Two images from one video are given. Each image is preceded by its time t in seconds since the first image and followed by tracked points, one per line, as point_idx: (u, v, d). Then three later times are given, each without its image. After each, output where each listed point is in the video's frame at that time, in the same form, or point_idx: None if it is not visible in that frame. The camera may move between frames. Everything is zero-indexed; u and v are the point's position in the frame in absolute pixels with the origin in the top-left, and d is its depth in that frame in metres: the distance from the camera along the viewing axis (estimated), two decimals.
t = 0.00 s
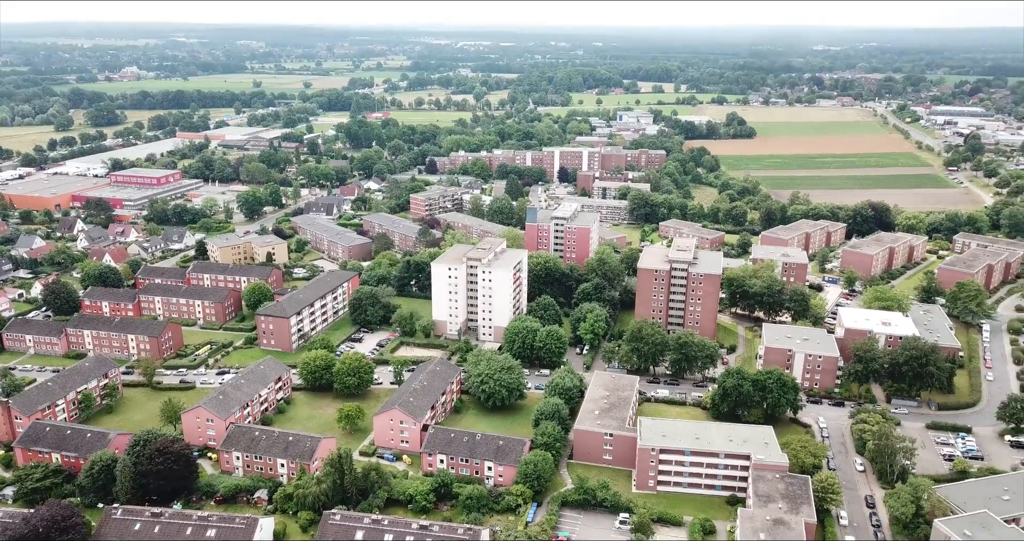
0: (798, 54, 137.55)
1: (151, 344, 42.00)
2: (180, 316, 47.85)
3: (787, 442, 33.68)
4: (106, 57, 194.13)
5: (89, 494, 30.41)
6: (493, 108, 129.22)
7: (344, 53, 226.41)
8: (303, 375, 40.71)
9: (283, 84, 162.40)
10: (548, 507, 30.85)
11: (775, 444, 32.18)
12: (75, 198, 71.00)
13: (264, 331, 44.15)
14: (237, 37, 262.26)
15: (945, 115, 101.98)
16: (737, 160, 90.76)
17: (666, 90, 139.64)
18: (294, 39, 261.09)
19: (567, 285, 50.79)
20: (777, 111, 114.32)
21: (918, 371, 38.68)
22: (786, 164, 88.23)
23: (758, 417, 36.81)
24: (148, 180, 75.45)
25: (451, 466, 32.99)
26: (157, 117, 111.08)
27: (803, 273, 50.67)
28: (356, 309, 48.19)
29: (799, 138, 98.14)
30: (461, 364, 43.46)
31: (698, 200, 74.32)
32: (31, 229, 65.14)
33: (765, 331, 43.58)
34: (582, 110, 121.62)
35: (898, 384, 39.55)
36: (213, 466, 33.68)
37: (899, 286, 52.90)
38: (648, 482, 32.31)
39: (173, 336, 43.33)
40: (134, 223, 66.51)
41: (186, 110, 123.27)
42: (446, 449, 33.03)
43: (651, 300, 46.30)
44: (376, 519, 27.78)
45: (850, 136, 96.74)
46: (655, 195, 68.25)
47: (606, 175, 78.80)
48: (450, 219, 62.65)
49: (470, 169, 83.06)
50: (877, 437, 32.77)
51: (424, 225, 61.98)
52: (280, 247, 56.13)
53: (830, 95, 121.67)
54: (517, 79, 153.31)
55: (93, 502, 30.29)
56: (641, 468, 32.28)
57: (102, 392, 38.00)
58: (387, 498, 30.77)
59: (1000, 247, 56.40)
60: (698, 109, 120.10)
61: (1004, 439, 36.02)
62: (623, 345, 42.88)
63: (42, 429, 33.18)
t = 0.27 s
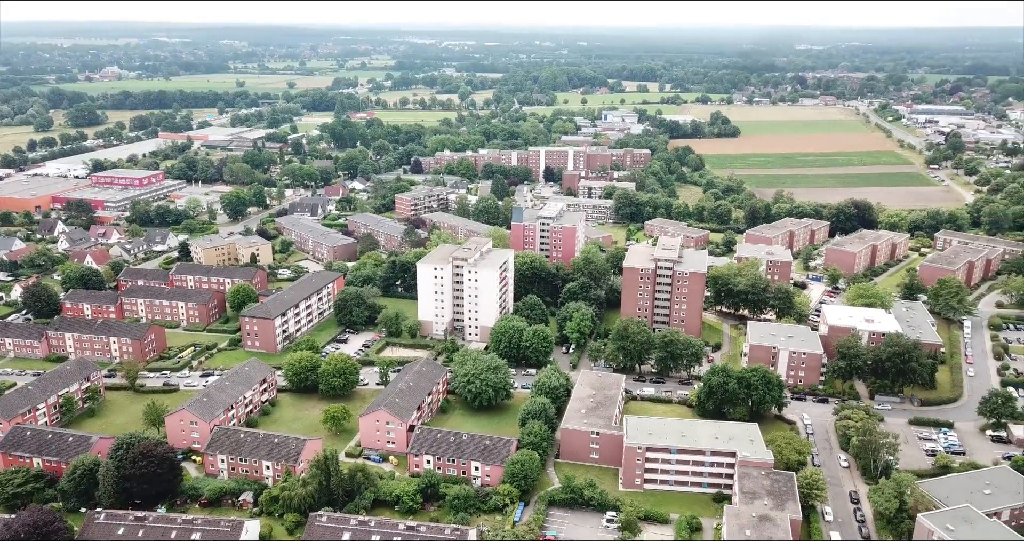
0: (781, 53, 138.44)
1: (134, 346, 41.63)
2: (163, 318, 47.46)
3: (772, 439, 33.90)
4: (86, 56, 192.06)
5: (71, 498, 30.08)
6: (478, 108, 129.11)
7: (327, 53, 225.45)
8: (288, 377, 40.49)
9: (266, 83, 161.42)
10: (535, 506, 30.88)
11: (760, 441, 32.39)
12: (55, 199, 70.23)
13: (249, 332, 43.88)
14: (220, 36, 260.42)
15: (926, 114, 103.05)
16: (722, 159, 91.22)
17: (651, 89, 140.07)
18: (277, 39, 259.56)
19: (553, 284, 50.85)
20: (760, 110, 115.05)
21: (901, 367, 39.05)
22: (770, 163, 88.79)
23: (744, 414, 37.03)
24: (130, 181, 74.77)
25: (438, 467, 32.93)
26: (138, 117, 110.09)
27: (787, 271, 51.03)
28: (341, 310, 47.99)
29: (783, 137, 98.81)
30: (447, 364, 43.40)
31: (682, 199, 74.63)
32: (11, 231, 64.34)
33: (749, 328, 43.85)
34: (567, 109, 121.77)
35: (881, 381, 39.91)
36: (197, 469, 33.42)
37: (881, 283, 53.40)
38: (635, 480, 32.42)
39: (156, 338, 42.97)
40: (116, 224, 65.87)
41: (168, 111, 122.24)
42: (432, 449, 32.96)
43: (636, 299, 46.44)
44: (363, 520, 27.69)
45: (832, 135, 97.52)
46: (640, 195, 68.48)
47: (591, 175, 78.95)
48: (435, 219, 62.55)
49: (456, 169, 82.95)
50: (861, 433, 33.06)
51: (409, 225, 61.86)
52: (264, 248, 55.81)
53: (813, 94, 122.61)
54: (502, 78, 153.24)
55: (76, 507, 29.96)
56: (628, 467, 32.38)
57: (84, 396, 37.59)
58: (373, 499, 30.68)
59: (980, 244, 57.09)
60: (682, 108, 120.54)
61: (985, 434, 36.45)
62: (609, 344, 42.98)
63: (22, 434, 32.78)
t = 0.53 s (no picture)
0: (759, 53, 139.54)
1: (112, 350, 41.14)
2: (141, 321, 46.92)
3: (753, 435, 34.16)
4: (59, 56, 189.17)
5: (48, 505, 29.64)
6: (458, 107, 128.89)
7: (306, 52, 224.03)
8: (268, 379, 40.16)
9: (244, 83, 160.04)
10: (518, 505, 30.88)
11: (742, 438, 32.63)
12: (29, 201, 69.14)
13: (228, 334, 43.48)
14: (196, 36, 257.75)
15: (901, 112, 104.43)
16: (701, 158, 91.81)
17: (630, 88, 140.59)
18: (254, 38, 257.40)
19: (535, 283, 50.89)
20: (739, 109, 115.90)
21: (879, 363, 39.51)
22: (748, 161, 89.49)
23: (725, 411, 37.27)
24: (106, 182, 73.81)
25: (421, 467, 32.83)
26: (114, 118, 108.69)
27: (767, 269, 51.45)
28: (322, 311, 47.70)
29: (762, 135, 99.63)
30: (429, 364, 43.29)
31: (663, 197, 75.00)
32: None
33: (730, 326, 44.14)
34: (547, 108, 121.91)
35: (860, 376, 40.34)
36: (177, 473, 33.04)
37: (859, 279, 54.00)
38: (618, 478, 32.52)
39: (134, 341, 42.47)
40: (92, 227, 65.01)
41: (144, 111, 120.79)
42: (415, 450, 32.85)
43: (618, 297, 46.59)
44: (346, 522, 27.55)
45: (810, 133, 98.46)
46: (620, 193, 68.73)
47: (572, 174, 79.09)
48: (416, 219, 62.37)
49: (436, 169, 82.75)
50: (840, 428, 33.43)
51: (390, 224, 61.63)
52: (243, 249, 55.33)
53: (791, 93, 123.75)
54: (483, 77, 153.09)
55: (53, 513, 29.54)
56: (611, 465, 32.48)
57: (60, 400, 37.08)
58: (356, 501, 30.52)
59: (956, 240, 57.93)
60: (662, 107, 121.13)
61: (961, 427, 37.00)
62: (591, 342, 43.09)
63: None
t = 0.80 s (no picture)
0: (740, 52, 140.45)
1: (90, 353, 40.66)
2: (120, 323, 46.41)
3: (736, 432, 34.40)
4: (34, 55, 186.43)
5: (26, 511, 29.26)
6: (441, 106, 128.59)
7: (287, 52, 222.50)
8: (250, 381, 39.87)
9: (224, 83, 158.67)
10: (503, 504, 30.90)
11: (724, 434, 32.85)
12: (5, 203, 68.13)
13: (209, 336, 43.13)
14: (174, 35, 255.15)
15: (880, 110, 105.64)
16: (683, 156, 92.28)
17: (612, 87, 140.98)
18: (234, 38, 255.32)
19: (518, 283, 50.91)
20: (720, 107, 116.62)
21: (860, 359, 39.92)
22: (730, 159, 90.07)
23: (708, 408, 37.48)
24: (83, 183, 72.89)
25: (405, 468, 32.74)
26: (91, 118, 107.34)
27: (749, 266, 51.83)
28: (305, 312, 47.42)
29: (743, 134, 100.36)
30: (413, 364, 43.18)
31: (645, 196, 75.32)
32: None
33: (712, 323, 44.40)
34: (530, 108, 121.94)
35: (841, 372, 40.74)
36: (158, 476, 32.72)
37: (840, 276, 54.54)
38: (602, 476, 32.63)
39: (113, 344, 42.02)
40: (70, 228, 64.19)
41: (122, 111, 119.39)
42: (399, 450, 32.76)
43: (601, 296, 46.73)
44: (330, 524, 27.44)
45: (791, 132, 99.27)
46: (603, 193, 68.94)
47: (555, 173, 79.21)
48: (399, 218, 62.18)
49: (419, 168, 82.54)
50: (822, 424, 33.76)
51: (373, 224, 61.40)
52: (224, 250, 54.88)
53: (771, 92, 124.67)
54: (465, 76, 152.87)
55: (31, 519, 29.17)
56: (595, 463, 32.58)
57: (38, 405, 36.59)
58: (340, 503, 30.37)
59: (934, 237, 58.66)
60: (644, 106, 121.58)
61: (941, 422, 37.47)
62: (575, 341, 43.18)
63: None
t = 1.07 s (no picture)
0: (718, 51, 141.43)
1: (66, 357, 40.07)
2: (96, 326, 45.79)
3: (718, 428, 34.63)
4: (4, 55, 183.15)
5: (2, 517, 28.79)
6: (421, 106, 128.19)
7: (264, 51, 220.67)
8: (230, 383, 39.51)
9: (200, 83, 157.02)
10: (486, 504, 30.87)
11: (706, 431, 33.06)
12: None
13: (188, 339, 42.69)
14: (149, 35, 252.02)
15: (856, 108, 106.87)
16: (662, 155, 92.76)
17: (592, 86, 141.37)
18: (210, 37, 252.84)
19: (500, 282, 50.92)
20: (699, 106, 117.41)
21: (838, 354, 40.36)
22: (708, 158, 90.72)
23: (690, 405, 37.69)
24: (57, 185, 71.78)
25: (387, 469, 32.59)
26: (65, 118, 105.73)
27: (728, 264, 52.25)
28: (285, 313, 47.07)
29: (722, 133, 101.15)
30: (395, 365, 43.03)
31: (625, 194, 75.65)
32: None
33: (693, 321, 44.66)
34: (510, 107, 121.93)
35: (820, 368, 41.17)
36: (136, 481, 32.32)
37: (818, 273, 55.14)
38: (585, 474, 32.70)
39: (89, 348, 41.44)
40: (43, 231, 63.21)
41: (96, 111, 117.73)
42: (381, 451, 32.61)
43: (583, 294, 46.87)
44: (312, 526, 27.25)
45: (769, 130, 100.18)
46: (584, 192, 69.13)
47: (536, 172, 79.31)
48: (379, 218, 61.93)
49: (399, 168, 82.26)
50: (802, 419, 34.09)
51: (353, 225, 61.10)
52: (202, 251, 54.31)
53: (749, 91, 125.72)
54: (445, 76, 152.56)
55: (7, 526, 28.70)
56: (578, 461, 32.65)
57: (13, 410, 35.99)
58: (322, 505, 30.18)
59: (910, 233, 59.46)
60: (624, 105, 122.09)
61: (918, 416, 37.98)
62: (557, 340, 43.26)
63: None
